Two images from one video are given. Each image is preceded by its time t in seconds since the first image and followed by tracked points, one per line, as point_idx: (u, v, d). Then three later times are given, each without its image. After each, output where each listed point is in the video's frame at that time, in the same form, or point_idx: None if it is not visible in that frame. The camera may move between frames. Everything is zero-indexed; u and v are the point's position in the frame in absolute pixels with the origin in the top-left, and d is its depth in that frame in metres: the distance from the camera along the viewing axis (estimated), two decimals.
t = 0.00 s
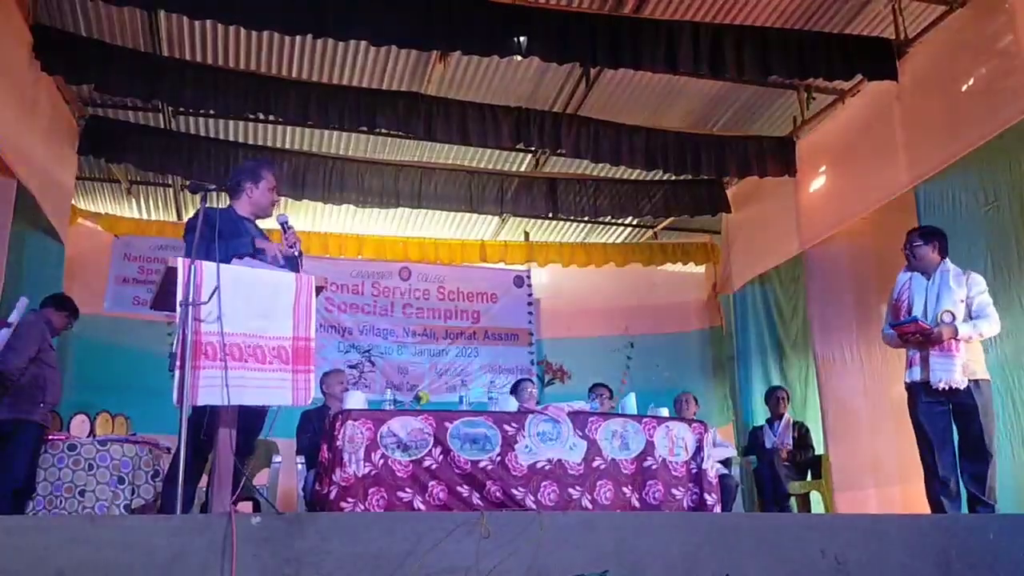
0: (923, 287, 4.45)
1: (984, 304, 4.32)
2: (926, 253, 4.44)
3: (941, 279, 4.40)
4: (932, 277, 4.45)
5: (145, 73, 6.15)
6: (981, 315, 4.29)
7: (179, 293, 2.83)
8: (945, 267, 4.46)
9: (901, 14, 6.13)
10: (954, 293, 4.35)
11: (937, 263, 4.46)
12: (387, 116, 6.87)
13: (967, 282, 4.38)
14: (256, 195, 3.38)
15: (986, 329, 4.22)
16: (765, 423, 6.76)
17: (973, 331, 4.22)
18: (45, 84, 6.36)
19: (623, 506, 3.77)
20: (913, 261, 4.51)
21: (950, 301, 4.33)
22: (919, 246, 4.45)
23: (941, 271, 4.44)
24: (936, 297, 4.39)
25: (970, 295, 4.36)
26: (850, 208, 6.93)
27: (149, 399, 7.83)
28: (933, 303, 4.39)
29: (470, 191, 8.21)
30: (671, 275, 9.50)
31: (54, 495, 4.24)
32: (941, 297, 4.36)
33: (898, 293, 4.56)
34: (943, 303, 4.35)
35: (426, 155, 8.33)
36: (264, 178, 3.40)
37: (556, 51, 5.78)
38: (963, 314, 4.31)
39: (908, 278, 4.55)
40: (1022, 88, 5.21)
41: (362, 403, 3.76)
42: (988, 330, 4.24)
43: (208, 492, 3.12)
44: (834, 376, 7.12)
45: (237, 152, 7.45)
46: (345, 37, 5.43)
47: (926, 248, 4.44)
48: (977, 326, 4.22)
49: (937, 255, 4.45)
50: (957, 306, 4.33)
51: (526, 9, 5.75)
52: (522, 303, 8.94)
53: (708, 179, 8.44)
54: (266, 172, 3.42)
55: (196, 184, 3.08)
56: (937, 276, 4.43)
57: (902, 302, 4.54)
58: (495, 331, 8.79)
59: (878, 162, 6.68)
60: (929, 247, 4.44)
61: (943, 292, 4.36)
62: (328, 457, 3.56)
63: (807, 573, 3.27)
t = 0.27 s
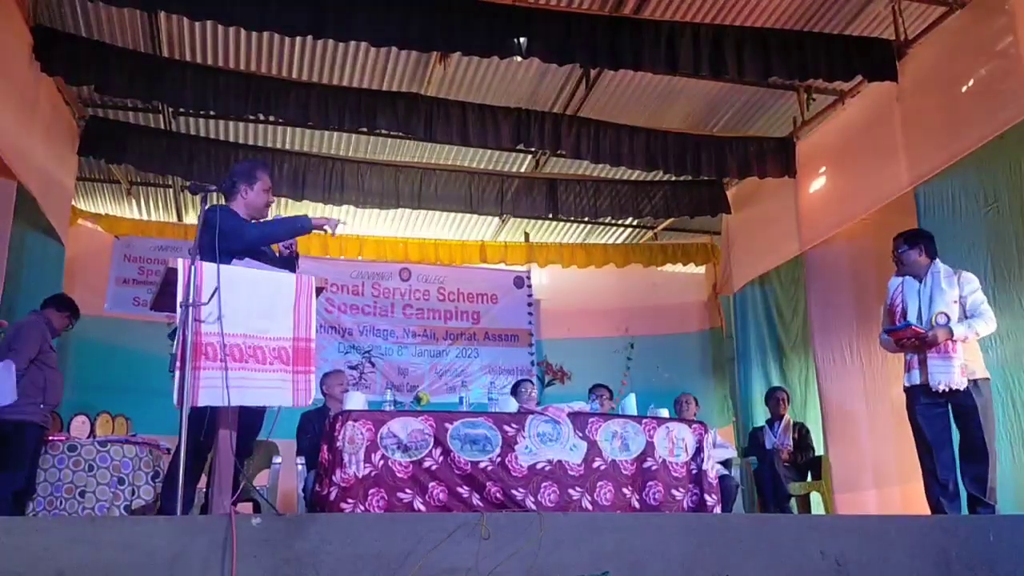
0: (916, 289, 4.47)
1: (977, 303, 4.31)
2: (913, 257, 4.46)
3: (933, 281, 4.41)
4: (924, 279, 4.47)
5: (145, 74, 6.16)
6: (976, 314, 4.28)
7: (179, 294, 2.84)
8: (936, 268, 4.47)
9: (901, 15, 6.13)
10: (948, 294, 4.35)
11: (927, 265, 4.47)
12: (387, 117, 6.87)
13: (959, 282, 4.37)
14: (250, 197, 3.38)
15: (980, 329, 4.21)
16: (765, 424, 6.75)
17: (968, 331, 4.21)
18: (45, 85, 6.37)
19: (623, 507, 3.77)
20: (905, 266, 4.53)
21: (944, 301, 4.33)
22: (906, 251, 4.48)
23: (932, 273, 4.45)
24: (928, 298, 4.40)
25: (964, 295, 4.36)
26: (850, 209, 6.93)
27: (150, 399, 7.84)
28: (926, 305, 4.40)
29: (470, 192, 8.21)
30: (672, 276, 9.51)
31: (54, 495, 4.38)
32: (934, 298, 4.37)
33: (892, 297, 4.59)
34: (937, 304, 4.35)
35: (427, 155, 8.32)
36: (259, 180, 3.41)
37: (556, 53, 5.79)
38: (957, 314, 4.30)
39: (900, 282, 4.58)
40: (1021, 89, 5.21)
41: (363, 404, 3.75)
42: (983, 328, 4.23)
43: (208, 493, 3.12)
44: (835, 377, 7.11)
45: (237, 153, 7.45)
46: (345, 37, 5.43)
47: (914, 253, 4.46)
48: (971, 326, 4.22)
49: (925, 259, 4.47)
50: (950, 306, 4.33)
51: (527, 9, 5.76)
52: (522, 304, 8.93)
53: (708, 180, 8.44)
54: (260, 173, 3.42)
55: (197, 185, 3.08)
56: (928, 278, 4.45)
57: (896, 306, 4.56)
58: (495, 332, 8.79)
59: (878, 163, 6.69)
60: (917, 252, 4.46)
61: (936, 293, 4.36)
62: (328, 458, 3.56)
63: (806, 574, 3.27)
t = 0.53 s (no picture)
0: (920, 290, 4.46)
1: (979, 306, 4.33)
2: (922, 257, 4.44)
3: (938, 282, 4.43)
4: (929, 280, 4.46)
5: (145, 75, 6.16)
6: (979, 316, 4.30)
7: (179, 295, 2.83)
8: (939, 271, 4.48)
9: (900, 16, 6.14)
10: (952, 295, 4.37)
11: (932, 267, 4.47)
12: (387, 118, 6.87)
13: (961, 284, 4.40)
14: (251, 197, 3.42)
15: (985, 330, 4.22)
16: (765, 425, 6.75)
17: (974, 331, 4.21)
18: (45, 86, 6.37)
19: (623, 508, 3.77)
20: (909, 267, 4.51)
21: (949, 302, 4.35)
22: (915, 251, 4.45)
23: (936, 274, 4.46)
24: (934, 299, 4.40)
25: (966, 296, 4.37)
26: (850, 209, 6.93)
27: (149, 400, 7.84)
28: (930, 305, 4.40)
29: (470, 193, 8.21)
30: (671, 277, 9.51)
31: (54, 496, 4.38)
32: (939, 298, 4.38)
33: (893, 298, 4.56)
34: (941, 305, 4.37)
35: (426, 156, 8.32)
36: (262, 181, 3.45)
37: (556, 54, 5.79)
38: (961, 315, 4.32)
39: (900, 284, 4.55)
40: (1021, 89, 5.21)
41: (363, 405, 3.74)
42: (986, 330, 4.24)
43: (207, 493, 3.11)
44: (835, 378, 7.12)
45: (237, 154, 7.45)
46: (346, 37, 5.44)
47: (923, 253, 4.44)
48: (977, 327, 4.22)
49: (931, 260, 4.47)
50: (954, 307, 4.34)
51: (527, 10, 5.76)
52: (522, 305, 8.92)
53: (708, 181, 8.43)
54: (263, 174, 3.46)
55: (197, 186, 3.08)
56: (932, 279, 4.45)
57: (898, 307, 4.53)
58: (495, 333, 8.78)
59: (877, 164, 6.69)
60: (924, 251, 4.44)
61: (941, 293, 4.38)
62: (328, 459, 3.56)
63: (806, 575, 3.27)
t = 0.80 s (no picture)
0: (944, 285, 4.33)
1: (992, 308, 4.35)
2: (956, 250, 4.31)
3: (962, 279, 4.33)
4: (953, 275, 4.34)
5: (144, 76, 6.16)
6: (993, 319, 4.31)
7: (179, 296, 2.84)
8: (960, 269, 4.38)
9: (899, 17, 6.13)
10: (976, 293, 4.29)
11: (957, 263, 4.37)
12: (387, 119, 6.88)
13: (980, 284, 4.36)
14: (253, 197, 3.35)
15: (1002, 330, 4.25)
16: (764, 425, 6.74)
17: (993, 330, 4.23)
18: (45, 87, 6.38)
19: (623, 509, 3.77)
20: (933, 261, 4.37)
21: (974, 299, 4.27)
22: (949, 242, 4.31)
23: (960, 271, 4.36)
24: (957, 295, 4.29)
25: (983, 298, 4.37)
26: (850, 210, 6.93)
27: (148, 402, 7.84)
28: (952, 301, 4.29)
29: (470, 194, 8.20)
30: (671, 279, 9.51)
31: (53, 497, 4.42)
32: (963, 294, 4.28)
33: (913, 293, 4.38)
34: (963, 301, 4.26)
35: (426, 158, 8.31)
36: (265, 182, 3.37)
37: (555, 55, 5.79)
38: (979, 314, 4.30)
39: (920, 277, 4.38)
40: (1021, 90, 5.21)
41: (363, 407, 3.73)
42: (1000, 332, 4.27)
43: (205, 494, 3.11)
44: (835, 379, 7.10)
45: (237, 156, 7.45)
46: (345, 38, 5.44)
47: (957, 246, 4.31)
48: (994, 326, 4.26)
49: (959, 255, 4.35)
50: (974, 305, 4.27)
51: (527, 10, 5.77)
52: (521, 306, 8.92)
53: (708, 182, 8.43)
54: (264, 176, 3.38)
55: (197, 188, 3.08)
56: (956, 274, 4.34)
57: (919, 301, 4.35)
58: (495, 334, 8.78)
59: (876, 165, 6.69)
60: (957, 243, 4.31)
61: (967, 290, 4.29)
62: (328, 460, 3.56)
63: None
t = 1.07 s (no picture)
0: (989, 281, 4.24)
1: None
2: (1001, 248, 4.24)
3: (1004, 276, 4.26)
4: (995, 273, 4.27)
5: (144, 78, 6.16)
6: None
7: (178, 298, 2.84)
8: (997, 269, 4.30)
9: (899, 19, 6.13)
10: (1018, 292, 4.21)
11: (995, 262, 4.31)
12: (387, 120, 6.88)
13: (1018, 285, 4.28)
14: (254, 197, 3.30)
15: None
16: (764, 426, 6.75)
17: None
18: (45, 89, 6.38)
19: (622, 510, 3.77)
20: (976, 256, 4.26)
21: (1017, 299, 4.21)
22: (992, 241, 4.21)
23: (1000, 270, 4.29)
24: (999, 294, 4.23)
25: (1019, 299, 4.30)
26: (850, 211, 6.93)
27: (147, 403, 7.82)
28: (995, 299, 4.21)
29: (469, 195, 8.20)
30: (670, 280, 9.51)
31: (53, 499, 4.40)
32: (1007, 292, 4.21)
33: (956, 285, 4.25)
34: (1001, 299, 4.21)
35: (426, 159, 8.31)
36: (266, 183, 3.31)
37: (554, 56, 5.80)
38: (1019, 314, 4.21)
39: (964, 271, 4.26)
40: (1020, 92, 5.21)
41: (362, 408, 3.73)
42: None
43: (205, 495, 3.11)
44: (834, 380, 7.09)
45: (237, 157, 7.46)
46: (345, 39, 5.44)
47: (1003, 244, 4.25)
48: None
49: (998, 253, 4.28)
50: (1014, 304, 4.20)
51: (527, 11, 5.77)
52: (521, 307, 8.93)
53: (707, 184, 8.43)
54: (266, 176, 3.31)
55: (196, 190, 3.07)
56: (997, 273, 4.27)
57: (963, 294, 4.22)
58: (495, 335, 8.78)
59: (875, 166, 6.70)
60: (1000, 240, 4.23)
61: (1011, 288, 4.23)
62: (328, 462, 3.56)
63: None
